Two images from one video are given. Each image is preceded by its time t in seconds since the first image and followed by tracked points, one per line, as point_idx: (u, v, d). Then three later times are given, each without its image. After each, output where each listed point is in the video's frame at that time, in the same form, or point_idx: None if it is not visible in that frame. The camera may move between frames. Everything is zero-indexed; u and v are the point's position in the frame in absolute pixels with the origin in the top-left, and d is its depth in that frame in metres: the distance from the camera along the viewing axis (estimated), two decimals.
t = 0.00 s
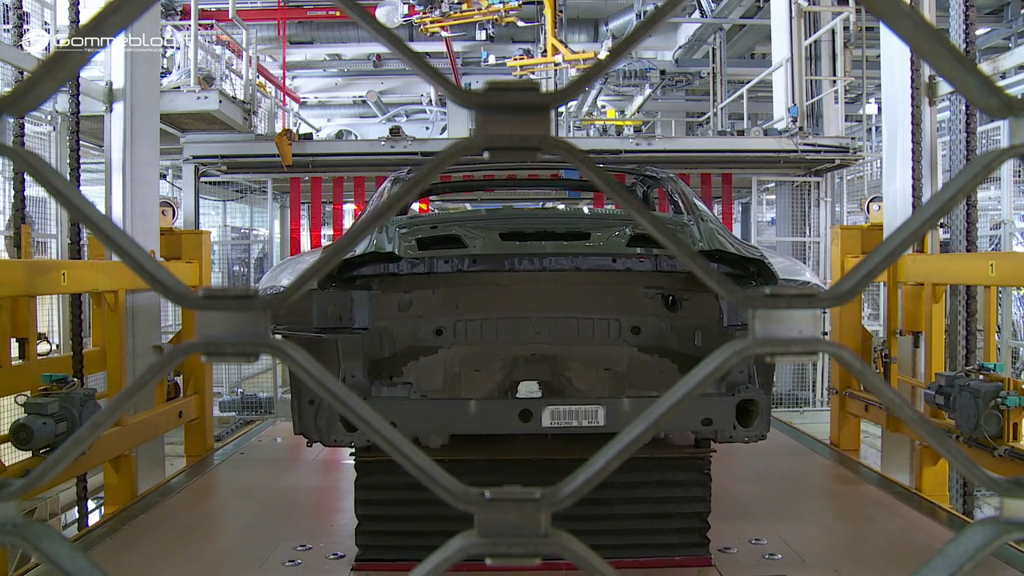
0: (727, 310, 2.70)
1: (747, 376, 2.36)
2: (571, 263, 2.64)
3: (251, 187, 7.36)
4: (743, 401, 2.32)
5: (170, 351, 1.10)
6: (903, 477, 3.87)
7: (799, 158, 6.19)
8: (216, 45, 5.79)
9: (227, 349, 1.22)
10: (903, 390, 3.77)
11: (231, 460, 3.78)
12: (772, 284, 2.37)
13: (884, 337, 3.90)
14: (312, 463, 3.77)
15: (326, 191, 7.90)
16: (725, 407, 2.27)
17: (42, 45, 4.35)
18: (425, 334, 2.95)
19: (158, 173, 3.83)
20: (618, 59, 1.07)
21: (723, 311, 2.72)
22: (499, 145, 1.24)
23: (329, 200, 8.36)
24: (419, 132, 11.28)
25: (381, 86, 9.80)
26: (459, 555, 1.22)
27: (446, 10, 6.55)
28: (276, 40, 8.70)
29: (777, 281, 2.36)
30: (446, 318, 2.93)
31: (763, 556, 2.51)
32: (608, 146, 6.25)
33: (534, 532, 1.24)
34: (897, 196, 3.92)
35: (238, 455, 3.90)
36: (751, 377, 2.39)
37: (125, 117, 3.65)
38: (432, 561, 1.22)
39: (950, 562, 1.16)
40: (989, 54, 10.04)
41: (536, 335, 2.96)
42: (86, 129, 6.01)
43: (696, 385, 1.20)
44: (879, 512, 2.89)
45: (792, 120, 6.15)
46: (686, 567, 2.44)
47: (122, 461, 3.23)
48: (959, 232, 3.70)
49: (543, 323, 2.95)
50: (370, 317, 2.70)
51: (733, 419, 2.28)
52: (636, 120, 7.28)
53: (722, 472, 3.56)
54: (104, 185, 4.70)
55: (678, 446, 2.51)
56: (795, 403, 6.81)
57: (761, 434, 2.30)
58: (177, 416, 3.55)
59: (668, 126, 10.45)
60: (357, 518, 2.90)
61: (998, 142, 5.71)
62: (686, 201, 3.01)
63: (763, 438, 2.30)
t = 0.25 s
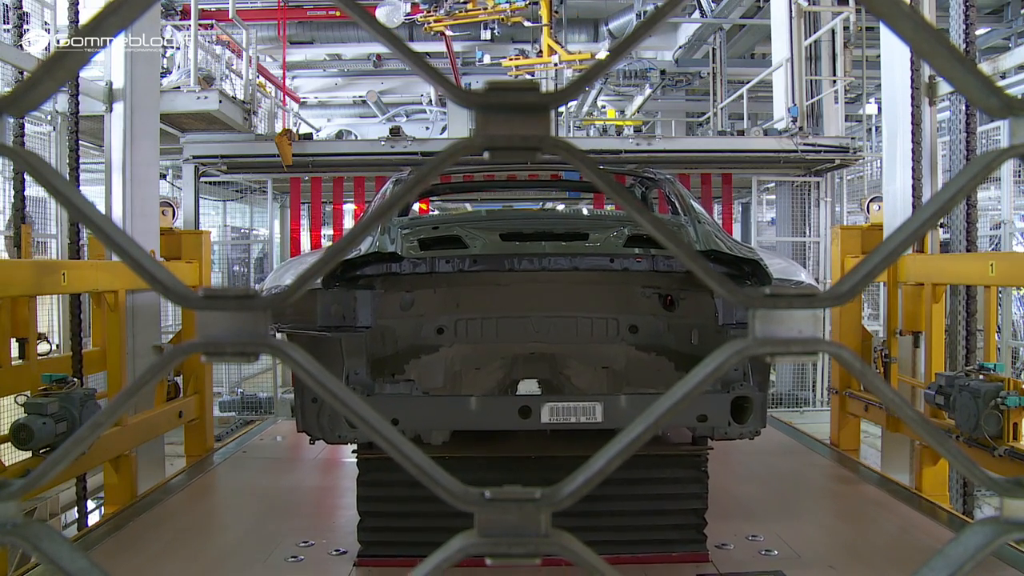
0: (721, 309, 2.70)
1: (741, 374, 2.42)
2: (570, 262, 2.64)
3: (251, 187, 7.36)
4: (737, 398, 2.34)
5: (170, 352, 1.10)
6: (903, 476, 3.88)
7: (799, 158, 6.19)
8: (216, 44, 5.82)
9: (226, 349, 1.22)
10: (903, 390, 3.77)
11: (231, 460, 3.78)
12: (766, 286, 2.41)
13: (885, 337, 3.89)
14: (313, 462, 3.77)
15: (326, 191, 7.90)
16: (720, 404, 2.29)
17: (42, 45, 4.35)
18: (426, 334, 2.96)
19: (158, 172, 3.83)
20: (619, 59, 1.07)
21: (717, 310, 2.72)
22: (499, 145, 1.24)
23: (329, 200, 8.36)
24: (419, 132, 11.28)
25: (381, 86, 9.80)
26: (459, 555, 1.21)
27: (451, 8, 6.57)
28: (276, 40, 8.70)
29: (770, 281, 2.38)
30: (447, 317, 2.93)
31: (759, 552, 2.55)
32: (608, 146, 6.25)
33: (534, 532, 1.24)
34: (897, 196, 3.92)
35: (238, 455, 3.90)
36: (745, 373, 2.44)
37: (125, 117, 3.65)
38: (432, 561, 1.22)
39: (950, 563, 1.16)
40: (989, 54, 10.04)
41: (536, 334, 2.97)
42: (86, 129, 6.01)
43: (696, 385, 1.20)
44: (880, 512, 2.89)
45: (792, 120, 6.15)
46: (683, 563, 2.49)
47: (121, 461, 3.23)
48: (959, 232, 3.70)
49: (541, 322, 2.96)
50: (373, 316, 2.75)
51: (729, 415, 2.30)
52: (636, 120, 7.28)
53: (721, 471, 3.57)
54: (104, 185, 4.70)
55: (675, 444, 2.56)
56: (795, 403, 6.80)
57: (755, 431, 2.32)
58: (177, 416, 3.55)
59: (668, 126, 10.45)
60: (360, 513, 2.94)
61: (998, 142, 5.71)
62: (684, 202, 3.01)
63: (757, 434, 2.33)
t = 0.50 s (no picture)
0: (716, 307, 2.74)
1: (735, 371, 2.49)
2: (569, 262, 2.66)
3: (251, 187, 7.36)
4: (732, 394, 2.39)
5: (170, 352, 1.10)
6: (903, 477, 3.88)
7: (799, 158, 6.19)
8: (216, 45, 5.78)
9: (226, 348, 1.22)
10: (903, 390, 3.78)
11: (231, 460, 3.78)
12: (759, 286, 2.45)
13: (885, 337, 3.90)
14: (314, 462, 3.79)
15: (326, 191, 7.91)
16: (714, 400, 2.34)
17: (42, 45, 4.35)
18: (427, 332, 2.97)
19: (158, 172, 3.83)
20: (618, 60, 1.07)
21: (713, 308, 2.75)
22: (499, 145, 1.24)
23: (329, 200, 8.37)
24: (419, 132, 11.29)
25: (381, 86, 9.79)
26: (458, 555, 1.22)
27: (455, 7, 6.57)
28: (275, 40, 8.70)
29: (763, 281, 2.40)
30: (448, 316, 2.94)
31: (756, 547, 2.60)
32: (608, 146, 6.25)
33: (534, 532, 1.24)
34: (897, 196, 3.92)
35: (238, 454, 3.90)
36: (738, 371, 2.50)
37: (125, 117, 3.65)
38: (432, 562, 1.22)
39: (950, 562, 1.16)
40: (989, 54, 10.03)
41: (535, 333, 2.97)
42: (87, 129, 6.01)
43: (696, 385, 1.20)
44: (877, 510, 2.92)
45: (792, 120, 6.16)
46: (680, 558, 2.55)
47: (122, 461, 3.23)
48: (959, 232, 3.70)
49: (541, 321, 2.97)
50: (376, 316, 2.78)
51: (723, 412, 2.35)
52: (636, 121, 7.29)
53: (721, 470, 3.59)
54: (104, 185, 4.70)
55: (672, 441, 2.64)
56: (795, 403, 6.79)
57: (749, 427, 2.37)
58: (178, 415, 3.55)
59: (668, 126, 10.45)
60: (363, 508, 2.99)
61: (998, 142, 5.71)
62: (681, 204, 3.01)
63: (751, 431, 2.38)
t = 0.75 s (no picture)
0: (711, 306, 2.83)
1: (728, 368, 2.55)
2: (568, 262, 2.70)
3: (251, 187, 7.37)
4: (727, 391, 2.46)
5: (170, 352, 1.10)
6: (903, 477, 3.88)
7: (799, 158, 6.19)
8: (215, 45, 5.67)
9: (226, 348, 1.22)
10: (904, 390, 3.78)
11: (231, 461, 3.78)
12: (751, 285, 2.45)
13: (885, 337, 3.90)
14: (316, 462, 3.80)
15: (326, 191, 7.91)
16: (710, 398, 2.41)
17: (42, 45, 4.34)
18: (428, 331, 2.97)
19: (158, 172, 3.83)
20: (618, 60, 1.07)
21: (706, 306, 2.84)
22: (499, 144, 1.24)
23: (329, 201, 8.39)
24: (419, 132, 11.32)
25: (381, 86, 9.77)
26: (458, 555, 1.22)
27: (459, 6, 6.58)
28: (275, 40, 8.71)
29: (756, 282, 2.42)
30: (449, 315, 2.94)
31: (751, 543, 2.64)
32: (608, 146, 6.24)
33: (534, 532, 1.24)
34: (897, 196, 3.93)
35: (238, 455, 3.90)
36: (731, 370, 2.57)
37: (125, 117, 3.66)
38: (431, 562, 1.22)
39: (950, 562, 1.16)
40: (989, 55, 10.04)
41: (535, 332, 2.96)
42: (87, 130, 6.01)
43: (697, 385, 1.19)
44: (874, 509, 2.93)
45: (792, 120, 6.15)
46: (678, 553, 2.60)
47: (122, 461, 3.23)
48: (960, 232, 3.70)
49: (541, 319, 2.97)
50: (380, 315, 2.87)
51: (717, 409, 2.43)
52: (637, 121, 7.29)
53: (720, 469, 3.61)
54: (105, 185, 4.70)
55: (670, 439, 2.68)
56: (795, 403, 6.78)
57: (743, 424, 2.45)
58: (178, 416, 3.55)
59: (668, 126, 10.46)
60: (364, 504, 3.06)
61: (999, 142, 5.70)
62: (677, 206, 3.02)
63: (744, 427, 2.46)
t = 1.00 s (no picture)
0: (708, 305, 2.82)
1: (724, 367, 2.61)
2: (567, 262, 2.73)
3: (248, 185, 7.35)
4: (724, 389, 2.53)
5: (166, 352, 1.09)
6: (910, 478, 3.87)
7: (803, 156, 6.17)
8: (213, 41, 5.82)
9: (224, 348, 1.20)
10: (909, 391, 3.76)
11: (229, 462, 3.77)
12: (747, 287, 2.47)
13: (890, 338, 3.86)
14: (316, 463, 3.79)
15: (325, 190, 7.91)
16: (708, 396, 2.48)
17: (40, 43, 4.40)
18: (430, 329, 3.02)
19: (154, 171, 3.82)
20: (620, 57, 1.06)
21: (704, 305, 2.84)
22: (499, 143, 1.23)
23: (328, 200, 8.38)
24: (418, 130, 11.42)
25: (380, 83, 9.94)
26: (459, 557, 1.20)
27: (464, 3, 6.57)
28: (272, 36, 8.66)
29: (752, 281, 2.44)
30: (450, 315, 2.97)
31: (750, 542, 2.67)
32: (610, 144, 6.23)
33: (534, 534, 1.22)
34: (902, 194, 3.93)
35: (237, 457, 3.89)
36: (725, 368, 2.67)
37: (120, 115, 3.65)
38: (431, 564, 1.21)
39: (956, 565, 1.15)
40: (998, 50, 10.00)
41: (534, 331, 2.99)
42: (81, 127, 6.01)
43: (699, 386, 1.18)
44: (876, 511, 2.93)
45: (796, 118, 6.20)
46: (677, 551, 2.64)
47: (116, 463, 3.21)
48: (966, 231, 3.68)
49: (540, 318, 3.00)
50: (382, 314, 2.92)
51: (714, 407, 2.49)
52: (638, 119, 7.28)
53: (721, 470, 3.61)
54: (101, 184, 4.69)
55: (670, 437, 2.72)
56: (800, 403, 6.81)
57: (740, 422, 2.52)
58: (174, 417, 3.54)
59: (671, 124, 10.45)
60: (364, 503, 3.09)
61: (1006, 139, 5.68)
62: (677, 208, 3.03)
63: (742, 424, 2.53)
